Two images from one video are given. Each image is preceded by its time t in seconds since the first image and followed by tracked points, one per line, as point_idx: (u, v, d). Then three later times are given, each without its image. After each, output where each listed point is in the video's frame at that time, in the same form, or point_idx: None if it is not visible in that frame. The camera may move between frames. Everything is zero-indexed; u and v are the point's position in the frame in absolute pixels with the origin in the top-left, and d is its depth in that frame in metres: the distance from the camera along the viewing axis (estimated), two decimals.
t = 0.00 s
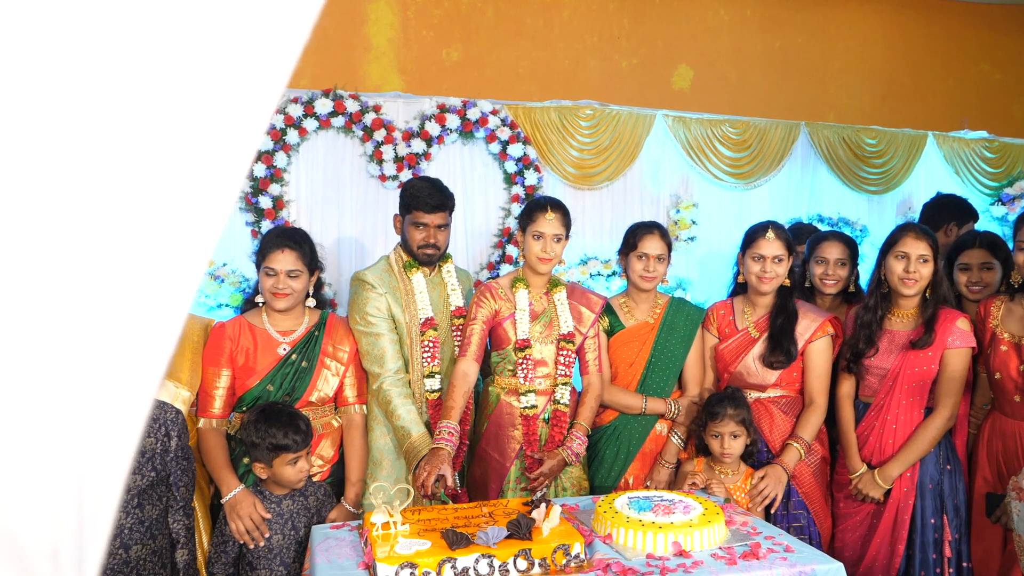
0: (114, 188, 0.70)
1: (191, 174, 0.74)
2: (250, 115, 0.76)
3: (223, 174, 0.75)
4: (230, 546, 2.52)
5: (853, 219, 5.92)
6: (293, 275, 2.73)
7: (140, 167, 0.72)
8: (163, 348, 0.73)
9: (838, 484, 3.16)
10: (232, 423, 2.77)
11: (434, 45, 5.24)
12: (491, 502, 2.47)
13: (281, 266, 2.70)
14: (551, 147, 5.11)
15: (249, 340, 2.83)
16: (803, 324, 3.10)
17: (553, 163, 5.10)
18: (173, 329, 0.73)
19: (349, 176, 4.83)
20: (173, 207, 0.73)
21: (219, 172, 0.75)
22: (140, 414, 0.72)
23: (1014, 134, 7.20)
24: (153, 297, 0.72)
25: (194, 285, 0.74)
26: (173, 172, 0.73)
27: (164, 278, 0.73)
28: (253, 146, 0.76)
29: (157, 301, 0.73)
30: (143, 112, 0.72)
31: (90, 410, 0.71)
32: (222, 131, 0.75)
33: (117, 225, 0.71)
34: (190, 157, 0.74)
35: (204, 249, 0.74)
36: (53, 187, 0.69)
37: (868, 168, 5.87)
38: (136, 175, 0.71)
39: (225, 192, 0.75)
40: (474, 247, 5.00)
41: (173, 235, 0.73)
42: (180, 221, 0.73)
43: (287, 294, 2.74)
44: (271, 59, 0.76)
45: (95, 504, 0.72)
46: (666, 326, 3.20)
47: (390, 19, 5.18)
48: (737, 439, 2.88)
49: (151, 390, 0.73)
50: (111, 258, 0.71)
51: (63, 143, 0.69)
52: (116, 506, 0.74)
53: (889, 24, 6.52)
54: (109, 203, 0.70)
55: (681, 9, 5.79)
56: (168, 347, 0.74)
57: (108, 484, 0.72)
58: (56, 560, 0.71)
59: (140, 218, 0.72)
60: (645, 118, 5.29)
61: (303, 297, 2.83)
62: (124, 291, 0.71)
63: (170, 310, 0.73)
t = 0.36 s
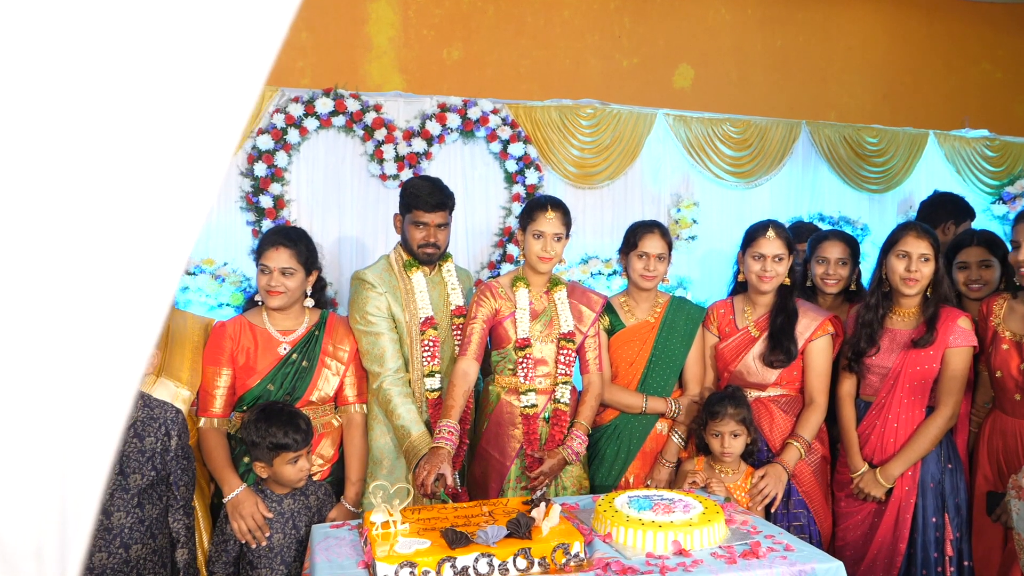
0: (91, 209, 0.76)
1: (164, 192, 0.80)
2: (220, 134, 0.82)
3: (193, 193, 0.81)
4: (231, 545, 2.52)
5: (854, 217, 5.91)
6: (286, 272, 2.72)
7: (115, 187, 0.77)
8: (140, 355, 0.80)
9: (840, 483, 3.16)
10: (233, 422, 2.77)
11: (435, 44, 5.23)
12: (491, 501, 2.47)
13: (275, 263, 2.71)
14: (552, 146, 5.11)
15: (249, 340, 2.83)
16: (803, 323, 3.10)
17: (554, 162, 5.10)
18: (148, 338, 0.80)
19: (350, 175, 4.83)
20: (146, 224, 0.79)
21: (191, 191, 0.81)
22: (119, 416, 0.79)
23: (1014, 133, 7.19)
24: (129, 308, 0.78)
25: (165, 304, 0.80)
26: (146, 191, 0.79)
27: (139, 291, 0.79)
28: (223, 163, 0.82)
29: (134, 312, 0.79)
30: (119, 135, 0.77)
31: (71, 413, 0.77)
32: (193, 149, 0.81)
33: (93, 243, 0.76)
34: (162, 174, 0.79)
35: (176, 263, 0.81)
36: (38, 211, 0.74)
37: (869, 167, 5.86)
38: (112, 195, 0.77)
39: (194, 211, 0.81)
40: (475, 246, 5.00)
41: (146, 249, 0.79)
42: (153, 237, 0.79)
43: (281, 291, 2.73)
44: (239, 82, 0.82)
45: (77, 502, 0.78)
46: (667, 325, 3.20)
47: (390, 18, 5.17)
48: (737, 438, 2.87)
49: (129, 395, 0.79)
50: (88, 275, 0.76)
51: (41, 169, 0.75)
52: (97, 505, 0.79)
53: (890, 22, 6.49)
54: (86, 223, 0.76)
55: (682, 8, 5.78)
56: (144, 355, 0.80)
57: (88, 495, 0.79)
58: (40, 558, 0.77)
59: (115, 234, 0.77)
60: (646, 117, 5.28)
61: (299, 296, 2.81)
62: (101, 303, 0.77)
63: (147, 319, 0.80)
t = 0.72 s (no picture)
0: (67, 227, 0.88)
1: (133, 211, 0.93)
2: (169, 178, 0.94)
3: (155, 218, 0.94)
4: (231, 544, 2.52)
5: (855, 216, 5.90)
6: (279, 269, 2.72)
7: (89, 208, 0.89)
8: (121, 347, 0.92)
9: (841, 483, 3.15)
10: (233, 422, 2.77)
11: (436, 43, 5.23)
12: (490, 500, 2.47)
13: (268, 259, 2.71)
14: (552, 145, 5.11)
15: (249, 339, 2.83)
16: (803, 322, 3.10)
17: (554, 162, 5.09)
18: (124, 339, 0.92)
19: (350, 175, 4.83)
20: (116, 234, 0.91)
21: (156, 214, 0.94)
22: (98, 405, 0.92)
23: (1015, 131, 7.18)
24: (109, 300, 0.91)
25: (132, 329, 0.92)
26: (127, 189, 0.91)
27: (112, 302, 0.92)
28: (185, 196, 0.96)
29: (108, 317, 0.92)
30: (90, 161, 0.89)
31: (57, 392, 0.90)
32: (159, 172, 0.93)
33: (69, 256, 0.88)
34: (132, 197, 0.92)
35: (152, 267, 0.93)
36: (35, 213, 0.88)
37: (870, 166, 5.86)
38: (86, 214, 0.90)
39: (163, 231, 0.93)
40: (476, 245, 5.00)
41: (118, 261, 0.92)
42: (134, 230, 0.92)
43: (274, 288, 2.72)
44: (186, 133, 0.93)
45: (58, 496, 0.91)
46: (667, 324, 3.20)
47: (391, 17, 5.17)
48: (738, 437, 2.87)
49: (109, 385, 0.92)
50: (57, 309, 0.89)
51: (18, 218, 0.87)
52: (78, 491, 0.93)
53: (892, 21, 6.44)
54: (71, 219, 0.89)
55: (683, 7, 5.77)
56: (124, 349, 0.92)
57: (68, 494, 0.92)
58: (24, 556, 0.90)
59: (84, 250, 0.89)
60: (646, 116, 5.27)
61: (293, 295, 2.80)
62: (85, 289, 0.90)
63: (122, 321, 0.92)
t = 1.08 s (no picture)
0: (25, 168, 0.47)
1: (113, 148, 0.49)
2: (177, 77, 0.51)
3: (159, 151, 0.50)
4: (231, 544, 2.52)
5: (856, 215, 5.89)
6: (274, 266, 2.72)
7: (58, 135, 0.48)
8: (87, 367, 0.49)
9: (841, 482, 3.15)
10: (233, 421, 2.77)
11: (437, 43, 5.23)
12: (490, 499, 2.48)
13: (263, 256, 2.72)
14: (552, 144, 5.11)
15: (249, 339, 2.82)
16: (803, 321, 3.10)
17: (554, 161, 5.09)
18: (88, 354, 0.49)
19: (350, 174, 4.84)
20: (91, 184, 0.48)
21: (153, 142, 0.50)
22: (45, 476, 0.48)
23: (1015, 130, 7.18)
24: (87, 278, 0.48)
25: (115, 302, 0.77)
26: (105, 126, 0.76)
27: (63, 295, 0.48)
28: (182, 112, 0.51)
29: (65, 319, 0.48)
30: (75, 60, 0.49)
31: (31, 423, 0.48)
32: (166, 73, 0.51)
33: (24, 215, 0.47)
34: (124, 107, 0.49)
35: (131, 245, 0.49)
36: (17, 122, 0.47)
37: (871, 164, 5.85)
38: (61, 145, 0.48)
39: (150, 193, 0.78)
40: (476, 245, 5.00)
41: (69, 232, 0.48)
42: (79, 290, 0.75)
43: (268, 285, 2.72)
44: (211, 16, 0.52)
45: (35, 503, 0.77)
46: (667, 323, 3.19)
47: (391, 16, 5.16)
48: (737, 437, 2.87)
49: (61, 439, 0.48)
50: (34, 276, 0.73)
51: None
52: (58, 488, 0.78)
53: (892, 21, 6.44)
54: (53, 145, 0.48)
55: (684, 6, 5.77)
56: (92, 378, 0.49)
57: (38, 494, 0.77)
58: None
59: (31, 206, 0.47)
60: (647, 115, 5.27)
61: (289, 293, 2.80)
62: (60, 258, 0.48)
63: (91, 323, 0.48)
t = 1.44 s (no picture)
0: (56, 135, 0.64)
1: (113, 120, 0.66)
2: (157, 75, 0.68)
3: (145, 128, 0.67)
4: (232, 542, 2.51)
5: (857, 214, 5.88)
6: (270, 264, 2.72)
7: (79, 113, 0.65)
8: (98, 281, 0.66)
9: (842, 480, 3.15)
10: (233, 420, 2.76)
11: (437, 42, 5.23)
12: (490, 497, 2.47)
13: (259, 254, 2.71)
14: (553, 142, 5.10)
15: (248, 338, 2.81)
16: (803, 319, 3.09)
17: (554, 159, 5.09)
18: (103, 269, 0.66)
19: (351, 173, 4.83)
20: (99, 148, 0.65)
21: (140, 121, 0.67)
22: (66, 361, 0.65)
23: (1017, 128, 7.15)
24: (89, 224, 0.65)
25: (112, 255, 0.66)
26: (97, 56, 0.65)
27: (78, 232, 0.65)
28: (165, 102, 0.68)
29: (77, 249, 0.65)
30: None
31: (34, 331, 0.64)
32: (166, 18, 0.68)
33: (59, 169, 0.64)
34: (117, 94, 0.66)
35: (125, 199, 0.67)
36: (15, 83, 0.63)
37: (872, 162, 5.84)
38: (80, 119, 0.65)
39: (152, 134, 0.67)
40: (476, 243, 5.00)
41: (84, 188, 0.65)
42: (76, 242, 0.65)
43: (265, 283, 2.72)
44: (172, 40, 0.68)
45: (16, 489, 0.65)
46: (667, 322, 3.19)
47: (391, 15, 5.16)
48: (737, 435, 2.87)
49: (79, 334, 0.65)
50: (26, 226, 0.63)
51: None
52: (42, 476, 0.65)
53: (892, 19, 6.42)
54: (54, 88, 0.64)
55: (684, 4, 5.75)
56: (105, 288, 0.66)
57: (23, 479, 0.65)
58: None
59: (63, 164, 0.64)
60: (647, 114, 5.27)
61: (285, 291, 2.79)
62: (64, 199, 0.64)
63: (100, 247, 0.66)
